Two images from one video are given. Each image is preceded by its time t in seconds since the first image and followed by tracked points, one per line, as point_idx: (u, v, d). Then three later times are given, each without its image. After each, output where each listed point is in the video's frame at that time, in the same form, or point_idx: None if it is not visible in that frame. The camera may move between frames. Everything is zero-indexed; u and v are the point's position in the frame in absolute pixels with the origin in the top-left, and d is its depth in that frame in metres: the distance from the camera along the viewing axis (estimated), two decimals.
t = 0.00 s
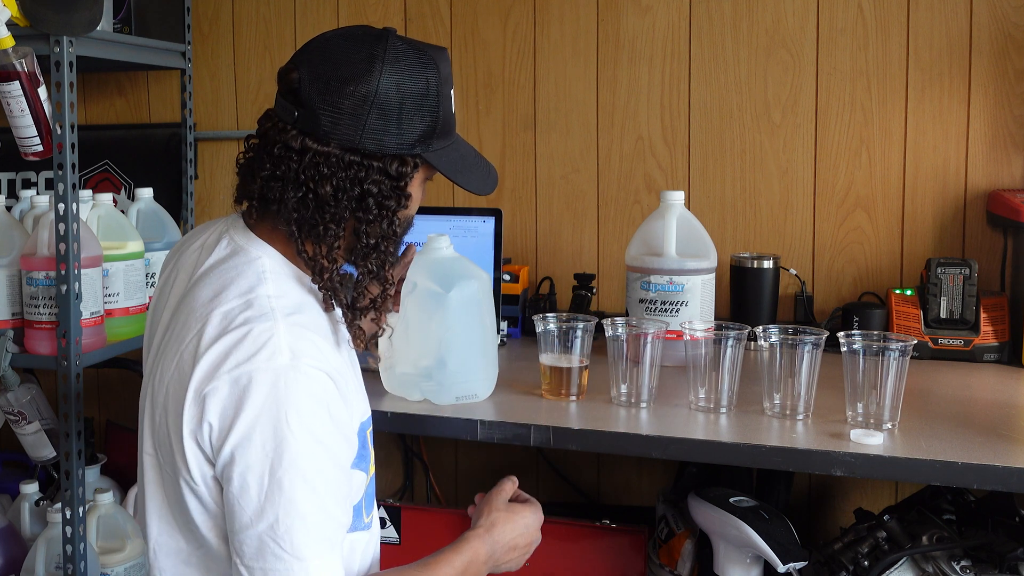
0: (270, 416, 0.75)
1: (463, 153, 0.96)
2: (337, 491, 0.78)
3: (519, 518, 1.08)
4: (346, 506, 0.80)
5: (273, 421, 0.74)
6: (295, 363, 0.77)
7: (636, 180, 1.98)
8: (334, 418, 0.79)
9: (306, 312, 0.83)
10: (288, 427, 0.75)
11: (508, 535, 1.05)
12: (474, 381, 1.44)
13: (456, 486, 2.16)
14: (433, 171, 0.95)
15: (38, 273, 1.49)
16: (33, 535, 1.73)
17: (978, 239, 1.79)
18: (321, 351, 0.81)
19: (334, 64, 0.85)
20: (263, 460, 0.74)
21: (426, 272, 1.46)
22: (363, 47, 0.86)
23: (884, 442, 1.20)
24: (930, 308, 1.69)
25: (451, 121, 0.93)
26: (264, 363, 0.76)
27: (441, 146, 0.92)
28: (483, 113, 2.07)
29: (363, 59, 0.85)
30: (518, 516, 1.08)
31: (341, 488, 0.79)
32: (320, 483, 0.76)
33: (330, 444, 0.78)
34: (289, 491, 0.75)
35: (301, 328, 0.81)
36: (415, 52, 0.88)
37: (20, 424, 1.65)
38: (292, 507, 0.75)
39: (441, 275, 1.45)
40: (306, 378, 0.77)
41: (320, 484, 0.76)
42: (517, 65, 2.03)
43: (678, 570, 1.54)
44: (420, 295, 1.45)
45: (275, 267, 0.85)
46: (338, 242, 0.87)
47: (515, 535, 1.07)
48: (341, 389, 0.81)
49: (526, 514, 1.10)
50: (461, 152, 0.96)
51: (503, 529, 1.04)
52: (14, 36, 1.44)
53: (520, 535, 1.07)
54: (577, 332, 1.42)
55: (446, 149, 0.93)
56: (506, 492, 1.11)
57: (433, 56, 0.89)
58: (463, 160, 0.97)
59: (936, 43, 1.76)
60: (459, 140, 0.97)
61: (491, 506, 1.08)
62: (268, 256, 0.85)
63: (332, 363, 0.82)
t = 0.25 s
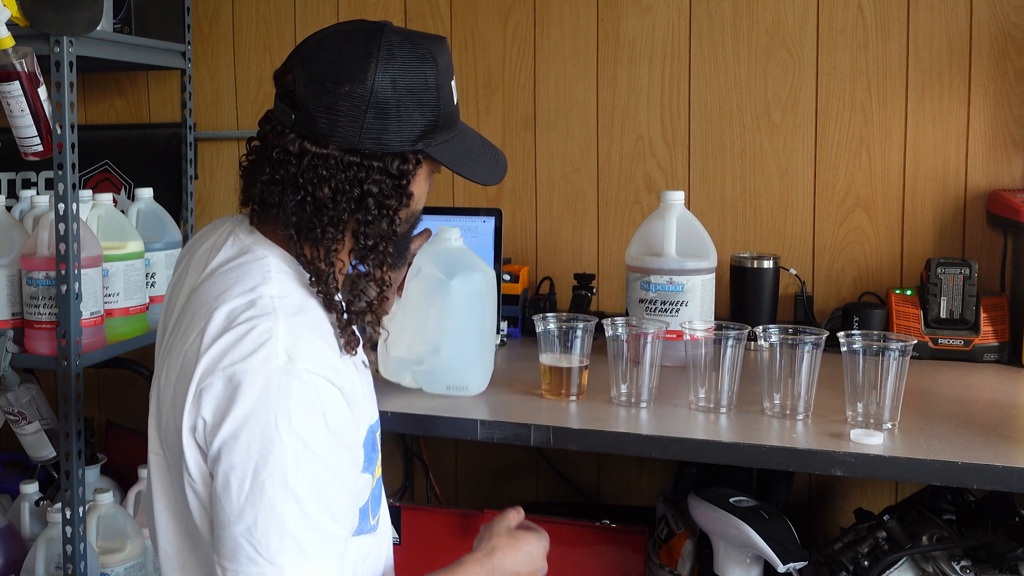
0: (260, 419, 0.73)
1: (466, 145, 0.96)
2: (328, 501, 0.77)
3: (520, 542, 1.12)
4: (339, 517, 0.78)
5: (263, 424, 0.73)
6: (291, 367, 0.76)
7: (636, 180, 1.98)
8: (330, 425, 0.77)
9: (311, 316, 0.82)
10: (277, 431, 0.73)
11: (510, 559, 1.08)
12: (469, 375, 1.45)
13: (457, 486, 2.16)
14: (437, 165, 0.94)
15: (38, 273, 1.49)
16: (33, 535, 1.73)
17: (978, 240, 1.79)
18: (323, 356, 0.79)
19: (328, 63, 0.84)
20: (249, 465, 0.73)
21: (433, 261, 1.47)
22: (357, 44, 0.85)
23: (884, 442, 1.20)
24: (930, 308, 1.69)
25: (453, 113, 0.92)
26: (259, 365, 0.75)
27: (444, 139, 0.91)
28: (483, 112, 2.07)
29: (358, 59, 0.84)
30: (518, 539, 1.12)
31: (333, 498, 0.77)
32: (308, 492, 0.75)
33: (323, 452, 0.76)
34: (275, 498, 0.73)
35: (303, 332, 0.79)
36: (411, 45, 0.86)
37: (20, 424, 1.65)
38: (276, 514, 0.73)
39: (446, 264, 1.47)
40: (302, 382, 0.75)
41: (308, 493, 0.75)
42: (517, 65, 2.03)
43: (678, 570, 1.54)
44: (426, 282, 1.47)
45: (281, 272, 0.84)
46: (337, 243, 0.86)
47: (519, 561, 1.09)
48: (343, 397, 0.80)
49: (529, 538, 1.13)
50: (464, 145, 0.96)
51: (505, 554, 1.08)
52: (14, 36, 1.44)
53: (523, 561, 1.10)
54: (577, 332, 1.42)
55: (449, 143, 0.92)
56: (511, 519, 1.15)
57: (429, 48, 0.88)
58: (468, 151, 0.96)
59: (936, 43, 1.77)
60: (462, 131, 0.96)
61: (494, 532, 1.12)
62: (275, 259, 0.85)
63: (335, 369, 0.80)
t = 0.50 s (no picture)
0: (248, 404, 0.73)
1: (480, 147, 0.95)
2: (306, 497, 0.76)
3: None
4: (317, 515, 0.77)
5: (249, 410, 0.73)
6: (287, 357, 0.75)
7: (636, 180, 1.98)
8: (319, 421, 0.76)
9: (316, 311, 0.82)
10: (263, 419, 0.73)
11: None
12: (485, 326, 1.74)
13: (456, 486, 2.16)
14: (451, 165, 0.94)
15: (38, 273, 1.49)
16: (33, 535, 1.74)
17: (979, 240, 1.79)
18: (323, 352, 0.79)
19: (344, 67, 0.83)
20: (229, 448, 0.73)
21: (447, 219, 1.70)
22: (371, 48, 0.83)
23: (884, 442, 1.20)
24: (930, 308, 1.69)
25: (467, 114, 0.91)
26: (257, 351, 0.75)
27: (458, 141, 0.91)
28: (483, 112, 2.07)
29: (374, 64, 0.83)
30: None
31: (312, 496, 0.76)
32: (283, 486, 0.74)
33: (307, 448, 0.75)
34: (249, 485, 0.73)
35: (304, 324, 0.79)
36: (426, 47, 0.85)
37: (20, 424, 1.65)
38: (249, 502, 0.73)
39: (460, 222, 1.71)
40: (295, 373, 0.75)
41: (283, 486, 0.74)
42: (517, 65, 2.03)
43: (678, 570, 1.54)
44: (441, 238, 1.70)
45: (291, 265, 0.84)
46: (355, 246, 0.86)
47: None
48: (338, 395, 0.78)
49: None
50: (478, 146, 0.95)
51: None
52: (14, 36, 1.45)
53: None
54: (577, 332, 1.42)
55: (463, 146, 0.91)
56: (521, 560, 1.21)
57: (443, 51, 0.87)
58: (482, 151, 0.95)
59: (936, 42, 1.76)
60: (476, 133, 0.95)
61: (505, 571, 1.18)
62: (287, 254, 0.85)
63: (334, 366, 0.79)
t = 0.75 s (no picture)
0: (245, 379, 0.72)
1: (485, 147, 0.95)
2: (299, 477, 0.74)
3: None
4: (309, 497, 0.75)
5: (246, 384, 0.72)
6: (286, 334, 0.75)
7: (636, 180, 1.98)
8: (316, 401, 0.75)
9: (317, 296, 0.82)
10: (259, 394, 0.72)
11: None
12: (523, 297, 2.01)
13: (456, 486, 2.16)
14: (455, 166, 0.93)
15: (38, 273, 1.49)
16: (33, 535, 1.73)
17: (979, 239, 1.79)
18: (323, 333, 0.78)
19: (346, 69, 0.83)
20: (223, 422, 0.72)
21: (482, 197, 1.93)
22: (376, 51, 0.83)
23: (884, 442, 1.20)
24: (930, 308, 1.69)
25: (469, 116, 0.91)
26: (257, 327, 0.75)
27: (460, 143, 0.90)
28: (483, 112, 2.07)
29: (378, 67, 0.83)
30: None
31: (306, 477, 0.74)
32: (276, 463, 0.72)
33: (302, 426, 0.73)
34: (241, 460, 0.71)
35: (305, 305, 0.79)
36: (428, 50, 0.85)
37: (20, 424, 1.65)
38: (240, 477, 0.71)
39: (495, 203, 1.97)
40: (293, 350, 0.74)
41: (276, 463, 0.72)
42: (517, 65, 2.03)
43: (678, 570, 1.54)
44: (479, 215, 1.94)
45: (293, 253, 0.85)
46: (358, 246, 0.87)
47: None
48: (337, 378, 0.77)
49: None
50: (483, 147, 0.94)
51: None
52: (14, 36, 1.44)
53: None
54: (577, 332, 1.42)
55: (467, 147, 0.91)
56: None
57: (446, 53, 0.86)
58: (487, 152, 0.94)
59: (936, 42, 1.77)
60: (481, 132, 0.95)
61: None
62: (289, 244, 0.86)
63: (334, 349, 0.79)
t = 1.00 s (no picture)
0: (225, 347, 0.75)
1: (481, 146, 0.95)
2: (270, 445, 0.76)
3: None
4: (281, 467, 0.77)
5: (226, 352, 0.75)
6: (267, 307, 0.77)
7: (636, 180, 1.98)
8: (292, 373, 0.77)
9: (306, 276, 0.84)
10: (236, 361, 0.74)
11: None
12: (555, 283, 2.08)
13: (457, 486, 2.16)
14: (447, 168, 0.94)
15: (38, 273, 1.49)
16: (33, 535, 1.73)
17: (979, 240, 1.79)
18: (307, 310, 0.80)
19: (333, 75, 0.85)
20: (202, 387, 0.74)
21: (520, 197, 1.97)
22: (363, 54, 0.85)
23: (884, 442, 1.20)
24: (930, 308, 1.69)
25: (461, 118, 0.91)
26: (241, 299, 0.78)
27: (451, 144, 0.91)
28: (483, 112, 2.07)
29: (364, 70, 0.84)
30: None
31: (280, 445, 0.76)
32: (247, 430, 0.74)
33: (275, 395, 0.75)
34: (215, 424, 0.74)
35: (290, 283, 0.81)
36: (414, 54, 0.86)
37: (20, 424, 1.65)
38: (212, 440, 0.74)
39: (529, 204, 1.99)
40: (273, 322, 0.76)
41: (248, 429, 0.74)
42: (517, 65, 2.03)
43: (678, 570, 1.54)
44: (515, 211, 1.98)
45: (288, 236, 0.88)
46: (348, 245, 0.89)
47: None
48: (317, 353, 0.79)
49: None
50: (478, 146, 0.95)
51: None
52: (14, 36, 1.45)
53: None
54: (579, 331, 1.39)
55: (459, 147, 0.92)
56: None
57: (432, 57, 0.87)
58: (482, 153, 0.95)
59: (936, 42, 1.76)
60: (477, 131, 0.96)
61: None
62: (284, 229, 0.89)
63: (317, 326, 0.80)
